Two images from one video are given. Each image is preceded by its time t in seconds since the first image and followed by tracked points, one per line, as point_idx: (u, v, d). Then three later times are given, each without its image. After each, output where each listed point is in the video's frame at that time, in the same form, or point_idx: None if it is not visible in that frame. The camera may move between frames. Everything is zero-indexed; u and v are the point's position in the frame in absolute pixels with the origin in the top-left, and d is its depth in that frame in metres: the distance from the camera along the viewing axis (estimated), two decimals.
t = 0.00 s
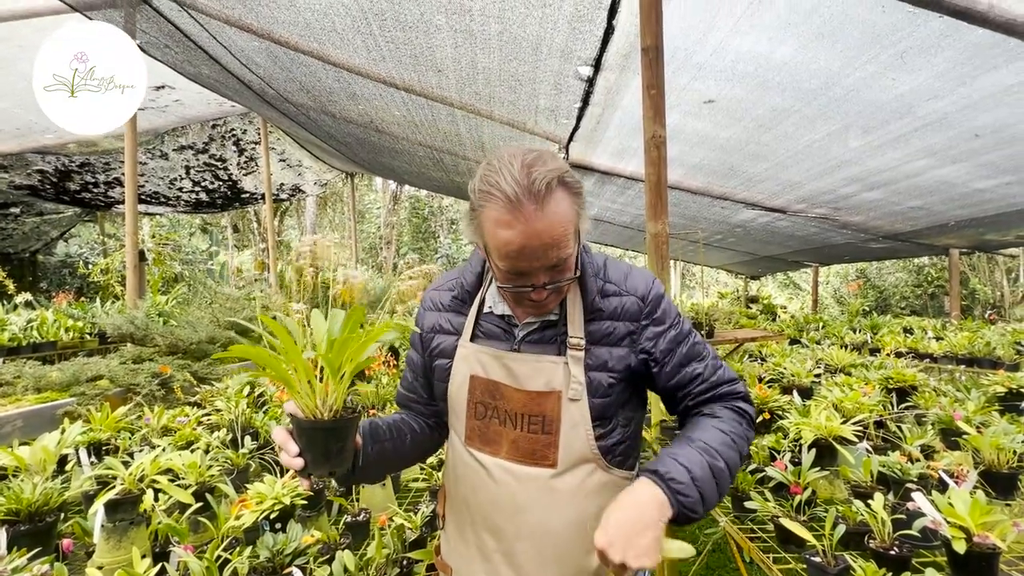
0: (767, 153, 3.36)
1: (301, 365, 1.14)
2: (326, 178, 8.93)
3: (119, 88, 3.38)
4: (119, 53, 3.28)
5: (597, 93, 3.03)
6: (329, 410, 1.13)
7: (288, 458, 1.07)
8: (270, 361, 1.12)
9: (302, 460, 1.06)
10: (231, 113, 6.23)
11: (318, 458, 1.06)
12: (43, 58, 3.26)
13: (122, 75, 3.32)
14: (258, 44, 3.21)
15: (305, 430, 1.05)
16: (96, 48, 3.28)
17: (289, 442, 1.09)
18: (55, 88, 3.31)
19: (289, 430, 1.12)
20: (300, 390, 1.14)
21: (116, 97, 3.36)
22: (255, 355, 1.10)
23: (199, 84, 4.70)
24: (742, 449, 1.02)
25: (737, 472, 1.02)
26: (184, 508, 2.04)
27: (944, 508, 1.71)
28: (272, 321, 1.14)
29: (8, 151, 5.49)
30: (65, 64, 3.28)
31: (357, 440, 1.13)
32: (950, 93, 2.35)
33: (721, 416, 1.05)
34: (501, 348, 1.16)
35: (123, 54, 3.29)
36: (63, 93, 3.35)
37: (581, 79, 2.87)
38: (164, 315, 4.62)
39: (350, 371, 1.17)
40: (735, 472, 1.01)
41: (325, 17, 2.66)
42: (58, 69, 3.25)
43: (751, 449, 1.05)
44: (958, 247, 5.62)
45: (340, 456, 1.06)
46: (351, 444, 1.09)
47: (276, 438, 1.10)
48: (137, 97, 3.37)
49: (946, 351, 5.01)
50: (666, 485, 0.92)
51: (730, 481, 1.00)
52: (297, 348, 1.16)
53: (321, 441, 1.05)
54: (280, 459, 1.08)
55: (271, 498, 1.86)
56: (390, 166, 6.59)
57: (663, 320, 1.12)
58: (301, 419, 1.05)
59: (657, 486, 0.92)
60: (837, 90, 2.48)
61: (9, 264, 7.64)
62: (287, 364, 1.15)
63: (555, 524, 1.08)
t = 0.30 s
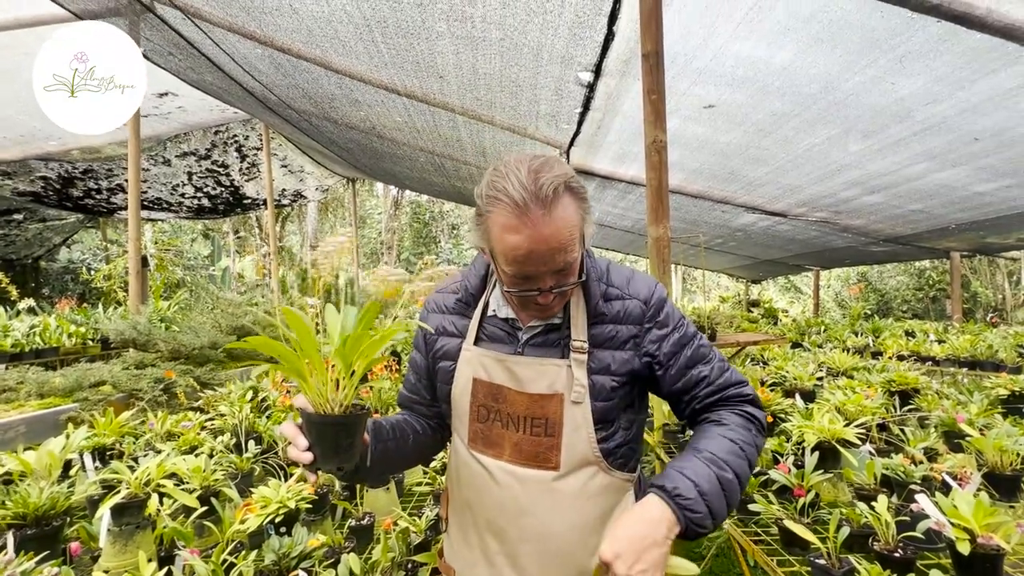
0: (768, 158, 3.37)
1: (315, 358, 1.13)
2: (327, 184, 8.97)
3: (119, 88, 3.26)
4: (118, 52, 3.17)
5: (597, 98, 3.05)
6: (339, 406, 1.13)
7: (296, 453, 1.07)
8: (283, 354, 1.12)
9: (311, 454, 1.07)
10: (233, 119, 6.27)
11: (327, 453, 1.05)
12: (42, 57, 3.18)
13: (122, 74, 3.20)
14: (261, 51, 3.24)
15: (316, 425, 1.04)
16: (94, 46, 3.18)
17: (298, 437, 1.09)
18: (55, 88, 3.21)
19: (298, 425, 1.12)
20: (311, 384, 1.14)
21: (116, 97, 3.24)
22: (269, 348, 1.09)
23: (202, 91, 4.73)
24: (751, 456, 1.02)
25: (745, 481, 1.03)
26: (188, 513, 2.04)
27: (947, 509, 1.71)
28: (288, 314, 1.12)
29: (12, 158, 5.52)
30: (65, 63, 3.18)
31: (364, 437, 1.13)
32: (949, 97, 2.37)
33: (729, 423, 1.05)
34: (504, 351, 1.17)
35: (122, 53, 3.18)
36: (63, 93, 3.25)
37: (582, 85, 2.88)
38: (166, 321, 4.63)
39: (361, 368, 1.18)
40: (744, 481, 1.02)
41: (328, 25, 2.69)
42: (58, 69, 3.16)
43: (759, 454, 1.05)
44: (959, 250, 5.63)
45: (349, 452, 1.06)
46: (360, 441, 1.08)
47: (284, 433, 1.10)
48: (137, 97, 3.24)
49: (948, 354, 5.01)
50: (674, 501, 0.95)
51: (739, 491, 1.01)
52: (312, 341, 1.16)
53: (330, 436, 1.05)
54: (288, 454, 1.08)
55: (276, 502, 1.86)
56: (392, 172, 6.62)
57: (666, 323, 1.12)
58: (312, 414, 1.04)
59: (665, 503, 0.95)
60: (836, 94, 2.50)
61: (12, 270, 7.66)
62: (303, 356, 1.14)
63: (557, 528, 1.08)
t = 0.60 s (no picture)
0: (767, 158, 3.38)
1: (314, 359, 1.14)
2: (328, 187, 8.99)
3: (119, 88, 3.23)
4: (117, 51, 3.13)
5: (596, 100, 3.06)
6: (339, 406, 1.12)
7: (297, 452, 1.08)
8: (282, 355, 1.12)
9: (311, 454, 1.07)
10: (234, 123, 6.30)
11: (328, 453, 1.05)
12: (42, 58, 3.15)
13: (122, 75, 3.18)
14: (262, 55, 3.25)
15: (315, 425, 1.05)
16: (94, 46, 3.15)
17: (300, 437, 1.10)
18: (55, 88, 3.19)
19: (299, 425, 1.12)
20: (311, 385, 1.14)
21: (116, 97, 3.20)
22: (268, 348, 1.10)
23: (203, 96, 4.75)
24: (730, 469, 1.03)
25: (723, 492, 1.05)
26: (192, 517, 2.04)
27: (951, 508, 1.71)
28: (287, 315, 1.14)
29: (14, 163, 5.54)
30: (65, 63, 3.16)
31: (364, 437, 1.13)
32: (949, 96, 2.37)
33: (711, 433, 1.06)
34: (506, 352, 1.17)
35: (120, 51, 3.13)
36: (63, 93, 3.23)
37: (581, 87, 2.89)
38: (167, 325, 4.63)
39: (361, 367, 1.18)
40: (720, 493, 1.04)
41: (329, 29, 2.71)
42: (57, 69, 3.15)
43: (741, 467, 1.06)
44: (960, 249, 5.62)
45: (349, 452, 1.06)
46: (360, 440, 1.08)
47: (286, 433, 1.10)
48: (137, 97, 3.21)
49: (951, 353, 5.00)
50: (647, 513, 0.97)
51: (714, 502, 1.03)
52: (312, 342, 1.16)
53: (331, 436, 1.05)
54: (290, 454, 1.08)
55: (279, 505, 1.86)
56: (392, 175, 6.64)
57: (665, 325, 1.12)
58: (312, 414, 1.05)
59: (638, 514, 0.98)
60: (836, 94, 2.50)
61: (14, 275, 7.67)
62: (302, 357, 1.15)
63: (560, 529, 1.08)
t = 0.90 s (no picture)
0: (765, 158, 3.38)
1: (317, 358, 1.13)
2: (326, 190, 8.98)
3: (119, 88, 3.23)
4: (117, 51, 3.11)
5: (594, 101, 3.07)
6: (341, 405, 1.11)
7: (299, 452, 1.07)
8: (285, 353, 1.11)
9: (313, 453, 1.06)
10: (232, 126, 6.30)
11: (329, 452, 1.05)
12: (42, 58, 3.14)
13: (122, 75, 3.18)
14: (259, 58, 3.24)
15: (317, 424, 1.04)
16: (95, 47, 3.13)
17: (301, 436, 1.09)
18: (55, 88, 3.19)
19: (301, 425, 1.11)
20: (313, 384, 1.13)
21: (116, 97, 3.21)
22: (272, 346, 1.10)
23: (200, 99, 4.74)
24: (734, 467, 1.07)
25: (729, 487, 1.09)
26: (190, 521, 2.02)
27: (954, 506, 1.71)
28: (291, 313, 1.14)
29: (12, 167, 5.54)
30: (65, 63, 3.15)
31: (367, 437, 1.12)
32: (946, 96, 2.38)
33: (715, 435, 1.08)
34: (506, 352, 1.16)
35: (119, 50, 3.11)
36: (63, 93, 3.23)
37: (579, 88, 2.90)
38: (166, 329, 4.62)
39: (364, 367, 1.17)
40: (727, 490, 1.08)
41: (326, 32, 2.71)
42: (58, 68, 3.14)
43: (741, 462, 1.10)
44: (958, 248, 5.63)
45: (351, 451, 1.05)
46: (362, 439, 1.08)
47: (287, 432, 1.09)
48: (137, 97, 3.20)
49: (950, 352, 5.00)
50: (676, 525, 0.99)
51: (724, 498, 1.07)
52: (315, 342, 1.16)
53: (333, 436, 1.04)
54: (291, 453, 1.07)
55: (278, 508, 1.86)
56: (390, 177, 6.63)
57: (665, 327, 1.12)
58: (314, 413, 1.04)
59: (671, 529, 0.98)
60: (833, 94, 2.50)
61: (12, 280, 7.65)
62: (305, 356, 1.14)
63: (561, 530, 1.07)
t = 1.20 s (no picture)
0: (765, 162, 3.38)
1: (313, 368, 1.12)
2: (326, 195, 9.00)
3: (119, 88, 3.33)
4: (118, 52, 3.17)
5: (593, 106, 3.07)
6: (338, 416, 1.10)
7: (295, 463, 1.06)
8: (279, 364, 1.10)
9: (310, 465, 1.05)
10: (232, 131, 6.32)
11: (326, 463, 1.03)
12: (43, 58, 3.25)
13: (122, 75, 3.27)
14: (258, 63, 3.25)
15: (314, 434, 1.03)
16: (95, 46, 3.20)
17: (297, 447, 1.08)
18: (55, 88, 3.29)
19: (297, 435, 1.10)
20: (309, 395, 1.12)
21: (116, 97, 3.32)
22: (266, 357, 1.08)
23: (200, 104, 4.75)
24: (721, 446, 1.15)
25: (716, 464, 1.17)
26: (183, 528, 2.01)
27: (953, 513, 1.70)
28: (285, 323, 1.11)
29: (12, 172, 5.56)
30: (65, 63, 3.23)
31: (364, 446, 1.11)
32: (944, 100, 2.38)
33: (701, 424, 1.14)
34: (504, 357, 1.15)
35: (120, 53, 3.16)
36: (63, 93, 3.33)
37: (578, 93, 2.91)
38: (164, 333, 4.62)
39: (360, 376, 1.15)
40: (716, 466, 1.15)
41: (325, 37, 2.71)
42: (57, 69, 3.25)
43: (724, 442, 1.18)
44: (958, 252, 5.62)
45: (348, 461, 1.04)
46: (360, 449, 1.07)
47: (283, 443, 1.08)
48: (136, 97, 3.30)
49: (950, 356, 4.98)
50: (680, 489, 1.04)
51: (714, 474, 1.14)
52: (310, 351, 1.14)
53: (330, 446, 1.03)
54: (287, 464, 1.06)
55: (272, 515, 1.84)
56: (390, 181, 6.65)
57: (661, 329, 1.14)
58: (310, 423, 1.03)
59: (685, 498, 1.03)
60: (831, 98, 2.51)
61: (12, 284, 7.66)
62: (300, 367, 1.12)
63: (558, 537, 1.06)
